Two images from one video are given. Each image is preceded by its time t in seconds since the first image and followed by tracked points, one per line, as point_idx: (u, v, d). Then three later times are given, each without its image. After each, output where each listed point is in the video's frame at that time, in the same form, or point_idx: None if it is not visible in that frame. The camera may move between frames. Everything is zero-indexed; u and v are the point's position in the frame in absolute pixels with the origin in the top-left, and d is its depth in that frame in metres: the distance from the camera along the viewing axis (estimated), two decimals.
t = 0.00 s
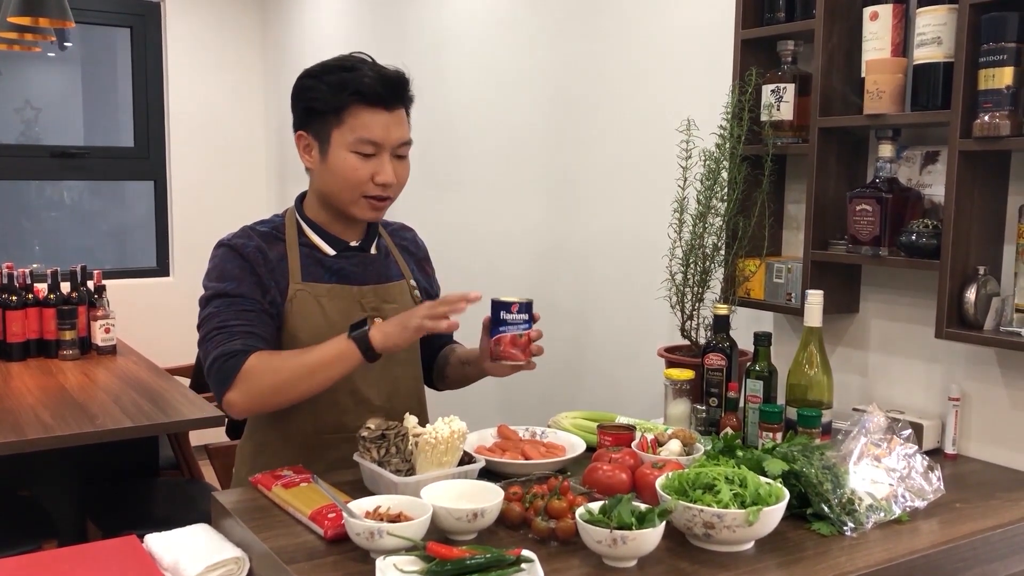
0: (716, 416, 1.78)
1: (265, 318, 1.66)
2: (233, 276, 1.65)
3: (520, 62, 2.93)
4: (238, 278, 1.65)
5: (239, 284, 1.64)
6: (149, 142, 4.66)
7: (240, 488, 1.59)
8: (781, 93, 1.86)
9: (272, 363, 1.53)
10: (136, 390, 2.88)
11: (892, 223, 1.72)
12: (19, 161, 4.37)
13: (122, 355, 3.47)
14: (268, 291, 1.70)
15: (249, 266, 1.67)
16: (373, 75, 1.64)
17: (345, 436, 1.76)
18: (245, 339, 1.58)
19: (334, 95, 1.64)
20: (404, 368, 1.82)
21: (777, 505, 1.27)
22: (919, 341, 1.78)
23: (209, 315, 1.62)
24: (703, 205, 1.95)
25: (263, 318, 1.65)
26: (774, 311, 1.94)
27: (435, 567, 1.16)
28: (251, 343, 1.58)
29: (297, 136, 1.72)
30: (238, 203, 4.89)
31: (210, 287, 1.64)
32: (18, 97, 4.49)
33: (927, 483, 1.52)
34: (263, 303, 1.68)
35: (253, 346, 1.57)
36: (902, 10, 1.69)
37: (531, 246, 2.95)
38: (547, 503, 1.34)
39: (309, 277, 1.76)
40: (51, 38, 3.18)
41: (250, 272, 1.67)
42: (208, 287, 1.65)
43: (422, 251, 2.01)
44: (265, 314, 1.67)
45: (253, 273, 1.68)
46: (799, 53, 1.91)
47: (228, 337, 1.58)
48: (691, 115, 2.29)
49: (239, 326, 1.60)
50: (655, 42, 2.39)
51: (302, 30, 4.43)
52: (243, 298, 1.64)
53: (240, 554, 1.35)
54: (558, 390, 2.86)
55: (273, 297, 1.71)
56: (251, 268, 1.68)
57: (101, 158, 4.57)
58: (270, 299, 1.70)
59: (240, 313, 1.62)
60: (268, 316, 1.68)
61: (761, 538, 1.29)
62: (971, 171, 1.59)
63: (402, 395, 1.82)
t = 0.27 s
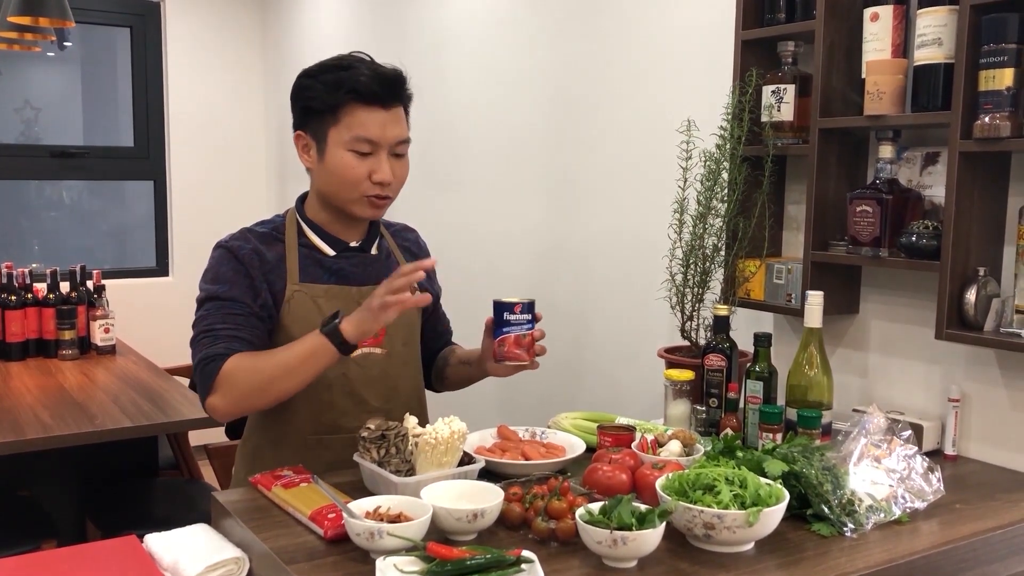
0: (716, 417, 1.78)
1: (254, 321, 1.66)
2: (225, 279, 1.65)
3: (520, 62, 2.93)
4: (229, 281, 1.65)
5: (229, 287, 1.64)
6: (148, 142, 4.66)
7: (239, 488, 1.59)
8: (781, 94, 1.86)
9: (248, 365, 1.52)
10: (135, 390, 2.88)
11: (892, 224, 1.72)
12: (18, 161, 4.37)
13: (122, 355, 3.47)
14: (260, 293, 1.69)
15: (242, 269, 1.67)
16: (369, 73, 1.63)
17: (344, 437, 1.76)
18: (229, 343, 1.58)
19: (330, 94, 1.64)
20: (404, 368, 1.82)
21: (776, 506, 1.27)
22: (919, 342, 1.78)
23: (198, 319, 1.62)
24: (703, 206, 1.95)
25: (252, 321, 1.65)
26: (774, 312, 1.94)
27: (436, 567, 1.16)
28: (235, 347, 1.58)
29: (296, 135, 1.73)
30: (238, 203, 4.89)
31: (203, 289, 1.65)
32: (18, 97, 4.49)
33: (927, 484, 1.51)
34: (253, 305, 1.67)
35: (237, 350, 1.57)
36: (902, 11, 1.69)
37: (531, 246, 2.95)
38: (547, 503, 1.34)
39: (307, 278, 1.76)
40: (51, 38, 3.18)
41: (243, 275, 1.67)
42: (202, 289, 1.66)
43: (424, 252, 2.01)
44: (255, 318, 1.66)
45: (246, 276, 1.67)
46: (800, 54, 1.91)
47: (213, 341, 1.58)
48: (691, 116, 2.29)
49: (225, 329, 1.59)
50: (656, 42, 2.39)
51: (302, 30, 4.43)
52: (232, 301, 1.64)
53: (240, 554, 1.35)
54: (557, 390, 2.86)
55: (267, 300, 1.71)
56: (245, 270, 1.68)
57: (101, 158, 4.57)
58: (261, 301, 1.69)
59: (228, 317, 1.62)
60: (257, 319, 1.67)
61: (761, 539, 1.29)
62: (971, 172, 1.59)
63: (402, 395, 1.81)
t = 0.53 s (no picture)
0: (717, 417, 1.78)
1: (244, 321, 1.66)
2: (218, 279, 1.65)
3: (520, 62, 2.93)
4: (222, 282, 1.65)
5: (220, 288, 1.64)
6: (148, 142, 4.66)
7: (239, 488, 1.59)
8: (782, 94, 1.86)
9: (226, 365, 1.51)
10: (135, 390, 2.88)
11: (893, 225, 1.72)
12: (18, 160, 4.36)
13: (122, 355, 3.46)
14: (252, 295, 1.69)
15: (236, 270, 1.67)
16: (366, 72, 1.63)
17: (342, 437, 1.75)
18: (215, 343, 1.57)
19: (326, 93, 1.64)
20: (404, 368, 1.82)
21: (777, 507, 1.27)
22: (920, 342, 1.78)
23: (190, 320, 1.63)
24: (703, 206, 1.95)
25: (241, 323, 1.64)
26: (774, 313, 1.94)
27: (436, 567, 1.16)
28: (220, 348, 1.57)
29: (295, 134, 1.73)
30: (238, 203, 4.88)
31: (196, 290, 1.66)
32: (17, 96, 4.49)
33: (928, 485, 1.51)
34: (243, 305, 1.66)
35: (221, 350, 1.57)
36: (903, 11, 1.69)
37: (532, 246, 2.94)
38: (547, 503, 1.33)
39: (306, 278, 1.75)
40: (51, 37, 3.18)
41: (236, 276, 1.67)
42: (196, 290, 1.66)
43: (424, 253, 2.00)
44: (245, 318, 1.66)
45: (239, 276, 1.67)
46: (801, 54, 1.91)
47: (199, 342, 1.58)
48: (692, 116, 2.28)
49: (212, 330, 1.60)
50: (657, 42, 2.38)
51: (302, 29, 4.43)
52: (222, 302, 1.64)
53: (241, 554, 1.35)
54: (557, 390, 2.85)
55: (262, 300, 1.70)
56: (239, 271, 1.68)
57: (101, 158, 4.57)
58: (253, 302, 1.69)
59: (217, 317, 1.62)
60: (248, 320, 1.67)
61: (761, 540, 1.29)
62: (972, 172, 1.59)
63: (402, 395, 1.81)
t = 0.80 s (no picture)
0: (717, 417, 1.78)
1: (239, 324, 1.65)
2: (215, 280, 1.65)
3: (521, 63, 2.93)
4: (219, 283, 1.65)
5: (217, 291, 1.64)
6: (149, 142, 4.66)
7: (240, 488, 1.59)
8: (784, 95, 1.86)
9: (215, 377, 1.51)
10: (135, 390, 2.88)
11: (894, 226, 1.72)
12: (19, 160, 4.36)
13: (122, 355, 3.46)
14: (249, 299, 1.68)
15: (234, 272, 1.67)
16: (358, 70, 1.63)
17: (343, 438, 1.75)
18: (207, 347, 1.58)
19: (320, 93, 1.64)
20: (404, 369, 1.82)
21: (779, 508, 1.27)
22: (921, 343, 1.78)
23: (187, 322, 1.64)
24: (705, 206, 1.95)
25: (235, 326, 1.64)
26: (775, 313, 1.94)
27: (438, 568, 1.16)
28: (212, 351, 1.58)
29: (293, 136, 1.74)
30: (239, 204, 4.88)
31: (195, 291, 1.66)
32: (18, 96, 4.49)
33: (930, 486, 1.51)
34: (240, 307, 1.66)
35: (210, 355, 1.57)
36: (905, 12, 1.69)
37: (532, 247, 2.94)
38: (549, 503, 1.33)
39: (307, 278, 1.75)
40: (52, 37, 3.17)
41: (234, 278, 1.67)
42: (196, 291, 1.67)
43: (425, 254, 2.00)
44: (241, 321, 1.66)
45: (236, 279, 1.67)
46: (803, 55, 1.90)
47: (193, 345, 1.59)
48: (693, 117, 2.28)
49: (205, 333, 1.60)
50: (658, 43, 2.38)
51: (303, 29, 4.42)
52: (218, 304, 1.64)
53: (242, 555, 1.35)
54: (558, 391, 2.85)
55: (263, 302, 1.70)
56: (237, 273, 1.67)
57: (101, 158, 4.57)
58: (248, 306, 1.68)
59: (212, 319, 1.62)
60: (244, 323, 1.66)
61: (763, 540, 1.29)
62: (974, 173, 1.58)
63: (403, 396, 1.81)
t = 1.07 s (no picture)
0: (717, 418, 1.78)
1: (222, 338, 1.63)
2: (206, 287, 1.65)
3: (521, 63, 2.92)
4: (208, 291, 1.65)
5: (204, 299, 1.64)
6: (149, 142, 4.66)
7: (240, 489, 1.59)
8: (784, 95, 1.86)
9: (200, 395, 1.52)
10: (135, 390, 2.87)
11: (894, 226, 1.72)
12: (19, 160, 4.37)
13: (122, 355, 3.46)
14: (238, 310, 1.66)
15: (225, 279, 1.67)
16: (397, 73, 1.66)
17: (342, 439, 1.75)
18: (189, 358, 1.58)
19: (357, 94, 1.65)
20: (405, 369, 1.82)
21: (779, 508, 1.27)
22: (921, 343, 1.78)
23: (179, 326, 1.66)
24: (704, 207, 1.95)
25: (217, 340, 1.62)
26: (775, 314, 1.94)
27: (438, 568, 1.16)
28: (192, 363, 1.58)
29: (313, 134, 1.72)
30: (238, 203, 4.88)
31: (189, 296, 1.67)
32: (18, 96, 4.49)
33: (930, 486, 1.51)
34: (223, 321, 1.64)
35: (192, 369, 1.57)
36: (905, 12, 1.69)
37: (532, 247, 2.94)
38: (549, 504, 1.33)
39: (307, 280, 1.75)
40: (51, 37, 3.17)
41: (224, 287, 1.66)
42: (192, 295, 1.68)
43: (426, 254, 2.00)
44: (224, 335, 1.64)
45: (225, 289, 1.66)
46: (803, 55, 1.90)
47: (177, 354, 1.59)
48: (693, 117, 2.28)
49: (189, 344, 1.59)
50: (658, 43, 2.38)
51: (302, 29, 4.42)
52: (201, 316, 1.62)
53: (242, 555, 1.35)
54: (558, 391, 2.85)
55: (261, 305, 1.69)
56: (227, 281, 1.67)
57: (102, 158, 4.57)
58: (236, 317, 1.66)
59: (195, 330, 1.61)
60: (225, 338, 1.64)
61: (764, 541, 1.29)
62: (974, 174, 1.58)
63: (403, 396, 1.82)
